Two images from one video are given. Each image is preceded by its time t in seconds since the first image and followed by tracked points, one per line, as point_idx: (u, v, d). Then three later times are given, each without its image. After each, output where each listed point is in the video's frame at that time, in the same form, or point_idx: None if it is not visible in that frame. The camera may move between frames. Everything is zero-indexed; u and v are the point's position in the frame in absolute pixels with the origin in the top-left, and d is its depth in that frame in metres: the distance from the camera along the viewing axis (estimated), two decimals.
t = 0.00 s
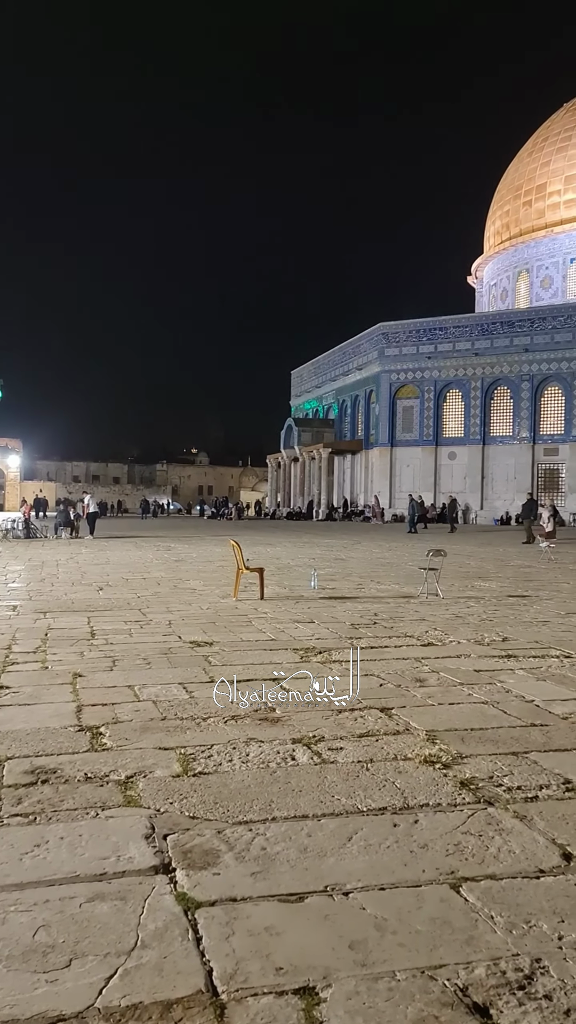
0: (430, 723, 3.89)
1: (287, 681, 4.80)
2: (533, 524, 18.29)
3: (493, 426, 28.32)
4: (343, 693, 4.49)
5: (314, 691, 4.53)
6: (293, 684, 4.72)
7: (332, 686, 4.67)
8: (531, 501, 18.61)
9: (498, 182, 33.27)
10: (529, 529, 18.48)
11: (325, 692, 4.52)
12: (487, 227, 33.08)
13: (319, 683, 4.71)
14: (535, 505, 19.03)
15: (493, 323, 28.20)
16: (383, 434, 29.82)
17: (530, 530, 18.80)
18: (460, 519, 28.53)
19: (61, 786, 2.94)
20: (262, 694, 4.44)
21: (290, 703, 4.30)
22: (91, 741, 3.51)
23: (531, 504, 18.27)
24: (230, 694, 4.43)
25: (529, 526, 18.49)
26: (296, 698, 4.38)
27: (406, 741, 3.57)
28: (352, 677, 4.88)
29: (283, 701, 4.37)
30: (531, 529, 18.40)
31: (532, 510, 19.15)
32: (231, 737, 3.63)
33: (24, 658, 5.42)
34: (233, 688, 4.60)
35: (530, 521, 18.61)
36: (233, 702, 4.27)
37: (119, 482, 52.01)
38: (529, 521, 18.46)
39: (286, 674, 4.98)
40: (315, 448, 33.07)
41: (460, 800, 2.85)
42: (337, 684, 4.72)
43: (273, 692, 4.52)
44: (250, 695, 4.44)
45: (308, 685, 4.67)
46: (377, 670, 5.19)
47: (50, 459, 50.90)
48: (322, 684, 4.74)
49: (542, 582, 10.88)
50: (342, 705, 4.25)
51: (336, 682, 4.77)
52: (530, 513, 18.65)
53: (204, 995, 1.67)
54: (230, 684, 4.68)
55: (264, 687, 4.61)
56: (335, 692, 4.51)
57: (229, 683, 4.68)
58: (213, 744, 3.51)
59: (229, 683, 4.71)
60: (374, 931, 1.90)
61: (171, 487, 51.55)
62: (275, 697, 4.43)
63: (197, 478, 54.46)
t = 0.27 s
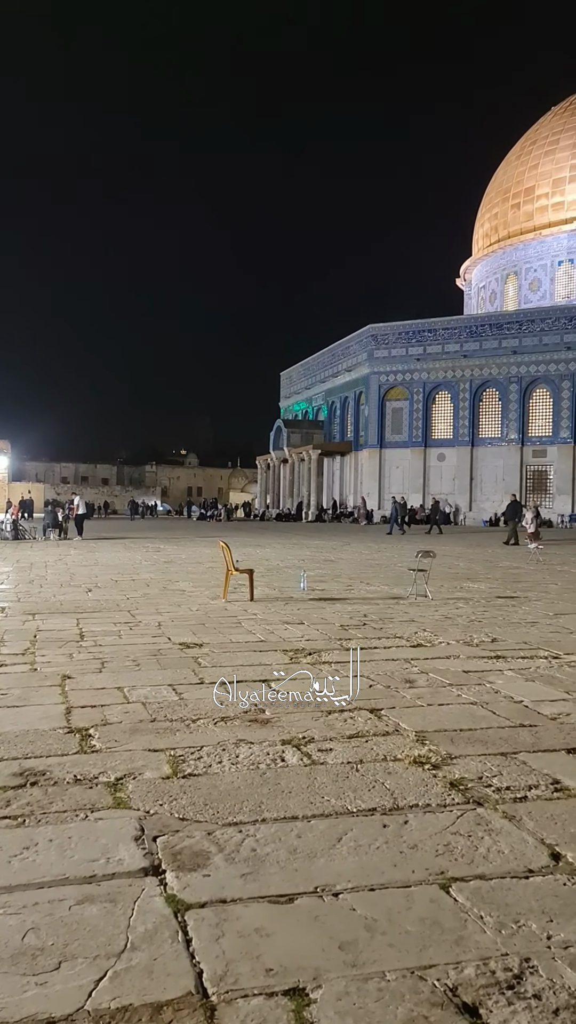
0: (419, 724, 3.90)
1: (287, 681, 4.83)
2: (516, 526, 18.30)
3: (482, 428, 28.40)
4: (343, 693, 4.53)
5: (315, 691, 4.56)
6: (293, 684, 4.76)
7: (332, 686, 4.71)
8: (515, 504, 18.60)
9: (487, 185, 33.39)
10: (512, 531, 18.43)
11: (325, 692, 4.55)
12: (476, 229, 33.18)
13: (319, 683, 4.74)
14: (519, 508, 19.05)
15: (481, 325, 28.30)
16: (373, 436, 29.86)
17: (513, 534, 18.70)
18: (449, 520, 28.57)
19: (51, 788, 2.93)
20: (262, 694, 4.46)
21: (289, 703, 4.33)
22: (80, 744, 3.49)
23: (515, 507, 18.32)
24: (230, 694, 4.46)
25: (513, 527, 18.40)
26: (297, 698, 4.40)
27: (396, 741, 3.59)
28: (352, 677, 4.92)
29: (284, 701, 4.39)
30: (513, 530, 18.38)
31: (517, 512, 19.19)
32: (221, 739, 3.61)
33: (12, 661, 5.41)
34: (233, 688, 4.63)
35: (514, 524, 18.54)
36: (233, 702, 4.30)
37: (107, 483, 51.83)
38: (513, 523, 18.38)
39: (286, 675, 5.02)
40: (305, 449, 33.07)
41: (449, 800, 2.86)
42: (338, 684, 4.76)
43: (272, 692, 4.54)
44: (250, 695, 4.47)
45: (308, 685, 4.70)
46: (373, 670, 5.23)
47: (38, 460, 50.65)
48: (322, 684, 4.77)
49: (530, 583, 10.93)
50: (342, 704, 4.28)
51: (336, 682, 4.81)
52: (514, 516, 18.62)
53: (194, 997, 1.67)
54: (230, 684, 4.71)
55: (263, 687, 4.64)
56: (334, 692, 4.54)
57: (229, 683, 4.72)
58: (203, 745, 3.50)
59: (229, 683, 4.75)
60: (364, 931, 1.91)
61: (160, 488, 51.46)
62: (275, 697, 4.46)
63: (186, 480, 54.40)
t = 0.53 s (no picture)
0: (409, 725, 3.91)
1: (287, 681, 4.86)
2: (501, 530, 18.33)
3: (472, 429, 28.47)
4: (343, 693, 4.56)
5: (315, 691, 4.58)
6: (293, 684, 4.78)
7: (332, 685, 4.74)
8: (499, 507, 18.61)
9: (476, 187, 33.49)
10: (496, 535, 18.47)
11: (325, 692, 4.58)
12: (466, 231, 33.27)
13: (319, 683, 4.77)
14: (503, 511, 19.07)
15: (472, 327, 28.37)
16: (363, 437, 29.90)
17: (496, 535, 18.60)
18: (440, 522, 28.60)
19: (40, 791, 2.92)
20: (261, 694, 4.48)
21: (289, 703, 4.36)
22: (70, 746, 3.49)
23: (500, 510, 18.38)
24: (230, 694, 4.49)
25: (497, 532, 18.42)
26: (297, 698, 4.43)
27: (386, 742, 3.59)
28: (353, 677, 4.95)
29: (284, 701, 4.42)
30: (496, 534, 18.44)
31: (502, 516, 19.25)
32: (211, 740, 3.61)
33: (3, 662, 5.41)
34: (233, 688, 4.68)
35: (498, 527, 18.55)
36: (233, 702, 4.32)
37: (98, 484, 51.72)
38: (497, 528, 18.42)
39: (286, 675, 5.05)
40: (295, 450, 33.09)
41: (439, 801, 2.86)
42: (338, 684, 4.79)
43: (273, 692, 4.56)
44: (250, 695, 4.49)
45: (308, 685, 4.73)
46: (370, 670, 5.25)
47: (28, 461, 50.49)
48: (322, 684, 4.80)
49: (520, 583, 10.98)
50: (341, 704, 4.30)
51: (336, 682, 4.83)
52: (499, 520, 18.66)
53: (183, 998, 1.66)
54: (230, 684, 4.75)
55: (263, 688, 4.67)
56: (335, 692, 4.57)
57: (229, 683, 4.76)
58: (193, 747, 3.50)
59: (229, 684, 4.78)
60: (354, 932, 1.91)
61: (151, 489, 51.42)
62: (275, 697, 4.48)
63: (177, 481, 54.34)
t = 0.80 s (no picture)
0: (398, 725, 3.92)
1: (288, 681, 4.88)
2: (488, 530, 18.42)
3: (462, 431, 28.53)
4: (343, 693, 4.58)
5: (314, 691, 4.61)
6: (293, 684, 4.81)
7: (332, 686, 4.76)
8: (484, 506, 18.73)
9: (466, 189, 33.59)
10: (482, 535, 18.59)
11: (325, 692, 4.60)
12: (455, 233, 33.37)
13: (319, 683, 4.80)
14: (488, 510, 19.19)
15: (461, 328, 28.44)
16: (354, 439, 29.93)
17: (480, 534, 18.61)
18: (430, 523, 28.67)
19: (28, 792, 2.91)
20: (262, 695, 4.50)
21: (290, 703, 4.38)
22: (57, 747, 3.49)
23: (484, 510, 18.53)
24: (230, 694, 4.51)
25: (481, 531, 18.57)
26: (297, 698, 4.45)
27: (374, 742, 3.61)
28: (353, 677, 4.98)
29: (284, 701, 4.44)
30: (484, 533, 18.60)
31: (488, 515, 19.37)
32: (199, 741, 3.61)
33: None
34: (233, 688, 4.70)
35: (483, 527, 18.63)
36: (233, 702, 4.34)
37: (87, 485, 51.59)
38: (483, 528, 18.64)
39: (286, 675, 5.08)
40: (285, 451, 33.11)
41: (426, 801, 2.86)
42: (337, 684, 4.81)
43: (274, 692, 4.59)
44: (249, 695, 4.52)
45: (308, 685, 4.75)
46: (369, 670, 5.28)
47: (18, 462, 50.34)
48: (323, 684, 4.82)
49: (509, 584, 11.04)
50: (342, 704, 4.32)
51: (336, 682, 4.86)
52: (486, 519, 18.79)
53: (168, 999, 1.66)
54: (229, 685, 4.77)
55: (264, 688, 4.70)
56: (335, 692, 4.59)
57: (228, 683, 4.78)
58: (181, 748, 3.50)
59: (228, 684, 4.81)
60: (340, 932, 1.91)
61: (141, 490, 51.36)
62: (275, 697, 4.49)
63: (167, 481, 54.25)
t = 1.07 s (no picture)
0: (381, 725, 3.93)
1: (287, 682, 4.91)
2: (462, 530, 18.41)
3: (446, 432, 28.64)
4: (343, 693, 4.60)
5: (314, 691, 4.63)
6: (294, 684, 4.84)
7: (332, 685, 4.78)
8: (461, 507, 18.81)
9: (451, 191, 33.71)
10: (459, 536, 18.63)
11: (325, 692, 4.63)
12: (440, 234, 33.48)
13: (319, 683, 4.83)
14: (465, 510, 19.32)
15: (446, 330, 28.54)
16: (339, 440, 29.98)
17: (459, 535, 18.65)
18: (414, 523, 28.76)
19: (10, 794, 2.90)
20: (262, 695, 4.54)
21: (290, 703, 4.40)
22: (39, 748, 3.48)
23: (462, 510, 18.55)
24: (229, 694, 4.54)
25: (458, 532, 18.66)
26: (296, 698, 4.48)
27: (357, 742, 3.62)
28: (352, 677, 5.01)
29: (284, 701, 4.47)
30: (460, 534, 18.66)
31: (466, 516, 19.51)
32: (182, 742, 3.60)
33: None
34: (233, 688, 4.74)
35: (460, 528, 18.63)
36: (233, 702, 4.38)
37: (72, 485, 51.41)
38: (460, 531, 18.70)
39: (286, 675, 5.12)
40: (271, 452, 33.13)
41: (408, 801, 2.87)
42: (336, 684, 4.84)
43: (274, 692, 4.62)
44: (249, 695, 4.55)
45: (308, 685, 4.78)
46: (367, 670, 5.31)
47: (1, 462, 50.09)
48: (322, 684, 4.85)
49: (493, 585, 11.11)
50: (342, 704, 4.34)
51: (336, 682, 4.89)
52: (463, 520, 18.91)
53: (148, 1001, 1.66)
54: (229, 685, 4.81)
55: (264, 689, 4.73)
56: (335, 692, 4.61)
57: (227, 684, 4.81)
58: (163, 749, 3.49)
59: (227, 684, 4.84)
60: (320, 932, 1.92)
61: (126, 490, 51.27)
62: (276, 698, 4.53)
63: (152, 482, 54.16)
